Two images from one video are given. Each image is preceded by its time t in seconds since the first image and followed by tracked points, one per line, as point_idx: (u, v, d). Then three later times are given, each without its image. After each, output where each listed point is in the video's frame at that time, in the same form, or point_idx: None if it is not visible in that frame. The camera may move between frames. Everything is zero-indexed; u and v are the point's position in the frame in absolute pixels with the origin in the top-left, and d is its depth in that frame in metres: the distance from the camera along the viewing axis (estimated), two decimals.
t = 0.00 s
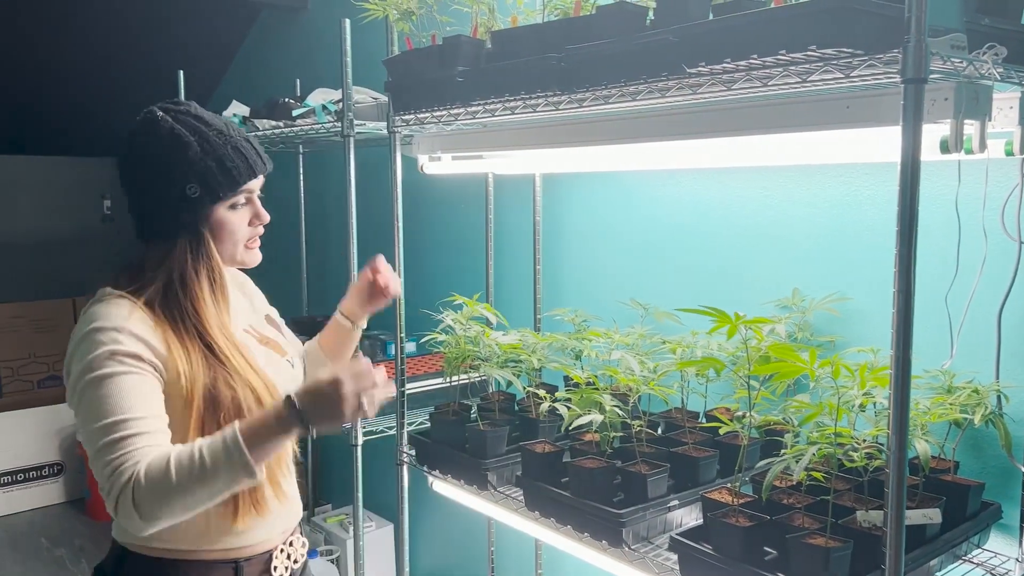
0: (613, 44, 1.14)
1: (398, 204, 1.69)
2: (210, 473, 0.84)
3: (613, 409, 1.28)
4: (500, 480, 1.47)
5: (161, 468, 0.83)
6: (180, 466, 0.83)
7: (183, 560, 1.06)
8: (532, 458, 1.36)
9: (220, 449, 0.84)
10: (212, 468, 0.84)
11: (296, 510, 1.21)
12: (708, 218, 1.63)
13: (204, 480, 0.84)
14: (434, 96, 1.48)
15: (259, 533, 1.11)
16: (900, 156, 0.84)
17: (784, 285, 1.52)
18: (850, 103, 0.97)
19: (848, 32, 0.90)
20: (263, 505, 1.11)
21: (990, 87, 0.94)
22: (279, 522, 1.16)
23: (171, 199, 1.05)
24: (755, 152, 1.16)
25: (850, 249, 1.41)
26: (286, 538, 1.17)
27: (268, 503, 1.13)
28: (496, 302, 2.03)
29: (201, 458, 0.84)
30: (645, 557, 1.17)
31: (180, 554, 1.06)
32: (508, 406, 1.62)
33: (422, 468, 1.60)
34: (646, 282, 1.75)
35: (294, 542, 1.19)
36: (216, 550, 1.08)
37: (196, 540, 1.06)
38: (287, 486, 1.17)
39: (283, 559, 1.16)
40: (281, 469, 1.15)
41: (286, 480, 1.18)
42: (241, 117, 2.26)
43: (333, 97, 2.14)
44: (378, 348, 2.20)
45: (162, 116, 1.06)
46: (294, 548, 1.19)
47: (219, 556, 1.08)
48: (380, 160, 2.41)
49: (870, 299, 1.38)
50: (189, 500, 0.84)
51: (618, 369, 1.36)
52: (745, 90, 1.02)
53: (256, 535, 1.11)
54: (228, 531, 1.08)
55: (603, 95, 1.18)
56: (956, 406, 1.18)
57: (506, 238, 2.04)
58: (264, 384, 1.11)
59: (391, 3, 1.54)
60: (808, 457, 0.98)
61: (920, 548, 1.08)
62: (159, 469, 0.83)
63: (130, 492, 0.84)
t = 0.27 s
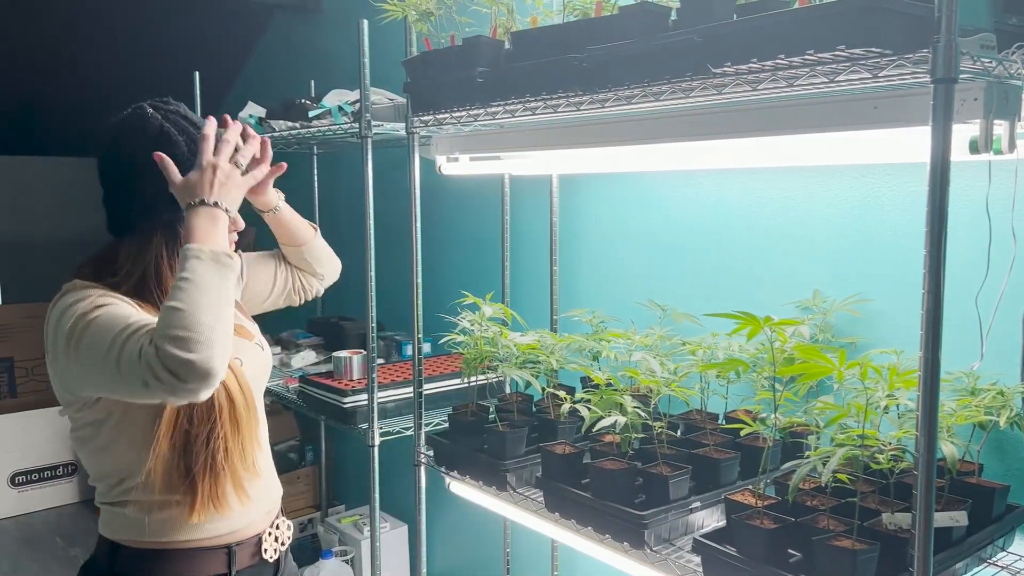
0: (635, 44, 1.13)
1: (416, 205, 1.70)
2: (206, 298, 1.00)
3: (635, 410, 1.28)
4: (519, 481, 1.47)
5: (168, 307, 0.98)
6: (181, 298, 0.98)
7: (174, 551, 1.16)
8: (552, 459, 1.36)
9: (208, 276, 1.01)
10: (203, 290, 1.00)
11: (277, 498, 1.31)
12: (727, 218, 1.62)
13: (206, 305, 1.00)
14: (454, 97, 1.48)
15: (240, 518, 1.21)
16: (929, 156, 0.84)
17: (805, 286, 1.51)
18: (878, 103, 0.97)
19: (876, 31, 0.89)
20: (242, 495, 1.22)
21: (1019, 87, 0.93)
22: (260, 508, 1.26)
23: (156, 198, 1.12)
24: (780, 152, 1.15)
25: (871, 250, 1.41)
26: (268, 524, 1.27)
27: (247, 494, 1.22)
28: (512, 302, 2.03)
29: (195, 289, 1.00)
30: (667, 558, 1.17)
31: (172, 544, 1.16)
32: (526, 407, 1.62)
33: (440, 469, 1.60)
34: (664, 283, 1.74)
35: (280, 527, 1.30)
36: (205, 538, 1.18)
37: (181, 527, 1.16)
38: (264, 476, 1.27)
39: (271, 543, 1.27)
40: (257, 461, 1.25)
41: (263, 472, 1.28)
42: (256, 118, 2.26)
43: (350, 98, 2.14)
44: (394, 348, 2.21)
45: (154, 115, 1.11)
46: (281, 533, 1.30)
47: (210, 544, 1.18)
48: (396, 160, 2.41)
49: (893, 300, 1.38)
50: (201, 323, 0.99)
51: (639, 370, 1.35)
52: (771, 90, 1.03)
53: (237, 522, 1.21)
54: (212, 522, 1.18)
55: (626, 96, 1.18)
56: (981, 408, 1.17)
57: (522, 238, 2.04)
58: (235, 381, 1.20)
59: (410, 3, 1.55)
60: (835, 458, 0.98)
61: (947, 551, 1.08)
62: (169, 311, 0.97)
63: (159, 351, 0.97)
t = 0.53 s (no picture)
0: (664, 46, 1.13)
1: (438, 208, 1.70)
2: (220, 252, 1.15)
3: (662, 412, 1.28)
4: (543, 483, 1.48)
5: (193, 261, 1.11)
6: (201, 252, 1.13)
7: (201, 533, 1.25)
8: (578, 461, 1.36)
9: (218, 235, 1.17)
10: (219, 245, 1.16)
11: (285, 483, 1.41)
12: (749, 221, 1.62)
13: (222, 257, 1.15)
14: (478, 99, 1.49)
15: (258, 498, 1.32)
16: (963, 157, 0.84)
17: (828, 288, 1.51)
18: (910, 105, 0.97)
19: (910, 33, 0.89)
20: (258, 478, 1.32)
21: None
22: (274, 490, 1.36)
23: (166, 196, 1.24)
24: (809, 154, 1.15)
25: (897, 252, 1.40)
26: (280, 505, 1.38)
27: (263, 478, 1.33)
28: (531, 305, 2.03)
29: (211, 246, 1.14)
30: (695, 560, 1.18)
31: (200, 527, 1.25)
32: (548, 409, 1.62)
33: (462, 469, 1.61)
34: (685, 284, 1.74)
35: (291, 510, 1.40)
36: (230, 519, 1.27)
37: (202, 511, 1.25)
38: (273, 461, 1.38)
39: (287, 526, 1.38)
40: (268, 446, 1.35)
41: (273, 458, 1.38)
42: (275, 121, 2.27)
43: (369, 101, 2.15)
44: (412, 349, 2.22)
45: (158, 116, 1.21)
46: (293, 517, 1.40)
47: (235, 527, 1.28)
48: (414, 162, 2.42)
49: (919, 303, 1.38)
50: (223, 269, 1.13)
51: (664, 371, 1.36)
52: (800, 92, 1.04)
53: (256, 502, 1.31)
54: (234, 504, 1.28)
55: (654, 98, 1.18)
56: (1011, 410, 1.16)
57: (540, 240, 2.04)
58: (247, 371, 1.31)
59: (433, 6, 1.55)
60: (869, 460, 0.98)
61: (977, 554, 1.07)
62: (194, 264, 1.11)
63: (189, 298, 1.08)
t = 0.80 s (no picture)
0: (695, 54, 1.14)
1: (462, 214, 1.71)
2: (255, 247, 1.23)
3: (692, 418, 1.29)
4: (571, 487, 1.48)
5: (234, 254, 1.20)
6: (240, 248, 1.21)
7: (226, 517, 1.36)
8: (607, 466, 1.37)
9: (250, 232, 1.26)
10: (254, 242, 1.24)
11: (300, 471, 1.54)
12: (773, 226, 1.62)
13: (258, 252, 1.22)
14: (504, 105, 1.50)
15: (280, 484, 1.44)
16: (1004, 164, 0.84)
17: (855, 293, 1.50)
18: (945, 113, 1.01)
19: (946, 45, 0.90)
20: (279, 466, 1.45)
21: None
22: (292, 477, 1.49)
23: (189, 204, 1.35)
24: (842, 160, 1.15)
25: (923, 257, 1.40)
26: (299, 491, 1.51)
27: (283, 466, 1.46)
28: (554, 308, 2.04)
29: (247, 242, 1.23)
30: (727, 565, 1.19)
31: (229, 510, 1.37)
32: (572, 413, 1.63)
33: (487, 473, 1.62)
34: (708, 288, 1.74)
35: (309, 502, 1.53)
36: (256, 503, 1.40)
37: (228, 496, 1.36)
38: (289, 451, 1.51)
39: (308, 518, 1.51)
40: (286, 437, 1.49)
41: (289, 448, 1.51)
42: (296, 125, 2.28)
43: (390, 106, 2.16)
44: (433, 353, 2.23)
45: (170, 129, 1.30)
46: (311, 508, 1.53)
47: (260, 511, 1.40)
48: (435, 166, 2.43)
49: (947, 308, 1.37)
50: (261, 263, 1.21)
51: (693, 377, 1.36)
52: (834, 101, 1.05)
53: (278, 487, 1.44)
54: (259, 489, 1.40)
55: (685, 105, 1.18)
56: None
57: (563, 245, 2.05)
58: (267, 368, 1.44)
59: (459, 14, 1.57)
60: (906, 464, 0.98)
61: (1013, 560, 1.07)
62: (236, 259, 1.19)
63: (231, 286, 1.16)
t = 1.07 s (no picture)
0: (729, 57, 1.16)
1: (488, 215, 1.72)
2: (266, 255, 1.30)
3: (722, 418, 1.31)
4: (599, 488, 1.49)
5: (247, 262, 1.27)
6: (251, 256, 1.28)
7: (238, 498, 1.45)
8: (636, 466, 1.38)
9: (261, 240, 1.32)
10: (264, 250, 1.31)
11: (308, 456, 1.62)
12: (799, 229, 1.62)
13: (269, 260, 1.30)
14: (532, 108, 1.51)
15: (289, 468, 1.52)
16: None
17: (881, 295, 1.51)
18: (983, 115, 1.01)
19: (988, 48, 0.91)
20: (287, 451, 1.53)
21: None
22: (300, 461, 1.57)
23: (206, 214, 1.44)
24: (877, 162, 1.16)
25: (951, 259, 1.40)
26: (306, 475, 1.58)
27: (291, 452, 1.53)
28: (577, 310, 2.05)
29: (258, 249, 1.30)
30: (758, 564, 1.19)
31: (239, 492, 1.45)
32: (598, 413, 1.63)
33: (513, 473, 1.63)
34: (733, 290, 1.74)
35: (317, 484, 1.61)
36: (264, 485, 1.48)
37: (240, 479, 1.45)
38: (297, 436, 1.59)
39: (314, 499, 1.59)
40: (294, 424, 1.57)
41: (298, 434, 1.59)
42: (318, 128, 2.30)
43: (412, 109, 2.17)
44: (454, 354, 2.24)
45: (186, 145, 1.38)
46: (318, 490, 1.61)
47: (268, 493, 1.49)
48: (455, 168, 2.44)
49: (976, 310, 1.37)
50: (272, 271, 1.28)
51: (722, 378, 1.37)
52: (870, 104, 1.04)
53: (286, 470, 1.52)
54: (268, 473, 1.48)
55: (718, 107, 1.19)
56: None
57: (584, 248, 2.06)
58: (275, 359, 1.52)
59: (487, 17, 1.58)
60: (946, 465, 0.99)
61: None
62: (245, 266, 1.26)
63: (239, 292, 1.24)
